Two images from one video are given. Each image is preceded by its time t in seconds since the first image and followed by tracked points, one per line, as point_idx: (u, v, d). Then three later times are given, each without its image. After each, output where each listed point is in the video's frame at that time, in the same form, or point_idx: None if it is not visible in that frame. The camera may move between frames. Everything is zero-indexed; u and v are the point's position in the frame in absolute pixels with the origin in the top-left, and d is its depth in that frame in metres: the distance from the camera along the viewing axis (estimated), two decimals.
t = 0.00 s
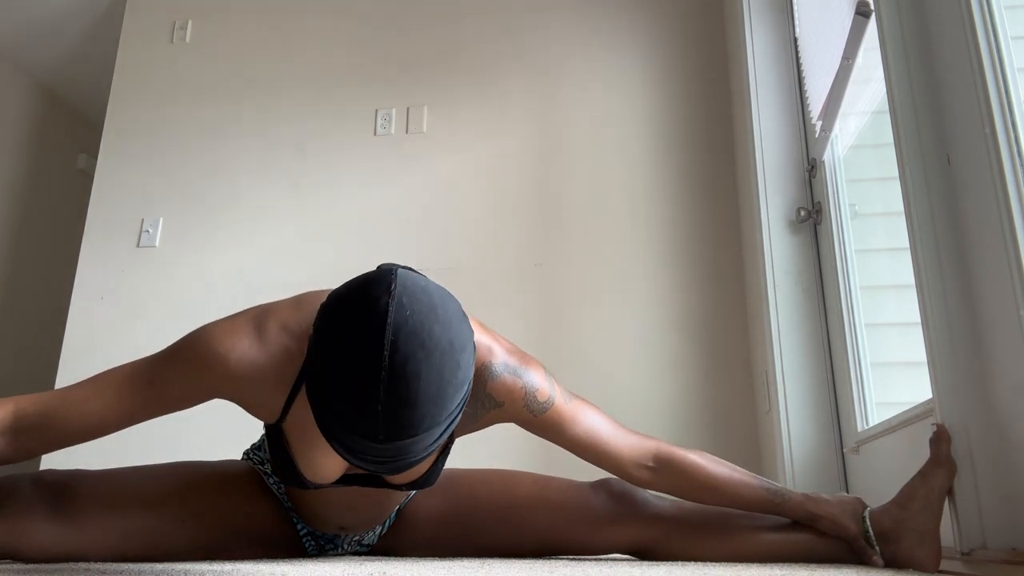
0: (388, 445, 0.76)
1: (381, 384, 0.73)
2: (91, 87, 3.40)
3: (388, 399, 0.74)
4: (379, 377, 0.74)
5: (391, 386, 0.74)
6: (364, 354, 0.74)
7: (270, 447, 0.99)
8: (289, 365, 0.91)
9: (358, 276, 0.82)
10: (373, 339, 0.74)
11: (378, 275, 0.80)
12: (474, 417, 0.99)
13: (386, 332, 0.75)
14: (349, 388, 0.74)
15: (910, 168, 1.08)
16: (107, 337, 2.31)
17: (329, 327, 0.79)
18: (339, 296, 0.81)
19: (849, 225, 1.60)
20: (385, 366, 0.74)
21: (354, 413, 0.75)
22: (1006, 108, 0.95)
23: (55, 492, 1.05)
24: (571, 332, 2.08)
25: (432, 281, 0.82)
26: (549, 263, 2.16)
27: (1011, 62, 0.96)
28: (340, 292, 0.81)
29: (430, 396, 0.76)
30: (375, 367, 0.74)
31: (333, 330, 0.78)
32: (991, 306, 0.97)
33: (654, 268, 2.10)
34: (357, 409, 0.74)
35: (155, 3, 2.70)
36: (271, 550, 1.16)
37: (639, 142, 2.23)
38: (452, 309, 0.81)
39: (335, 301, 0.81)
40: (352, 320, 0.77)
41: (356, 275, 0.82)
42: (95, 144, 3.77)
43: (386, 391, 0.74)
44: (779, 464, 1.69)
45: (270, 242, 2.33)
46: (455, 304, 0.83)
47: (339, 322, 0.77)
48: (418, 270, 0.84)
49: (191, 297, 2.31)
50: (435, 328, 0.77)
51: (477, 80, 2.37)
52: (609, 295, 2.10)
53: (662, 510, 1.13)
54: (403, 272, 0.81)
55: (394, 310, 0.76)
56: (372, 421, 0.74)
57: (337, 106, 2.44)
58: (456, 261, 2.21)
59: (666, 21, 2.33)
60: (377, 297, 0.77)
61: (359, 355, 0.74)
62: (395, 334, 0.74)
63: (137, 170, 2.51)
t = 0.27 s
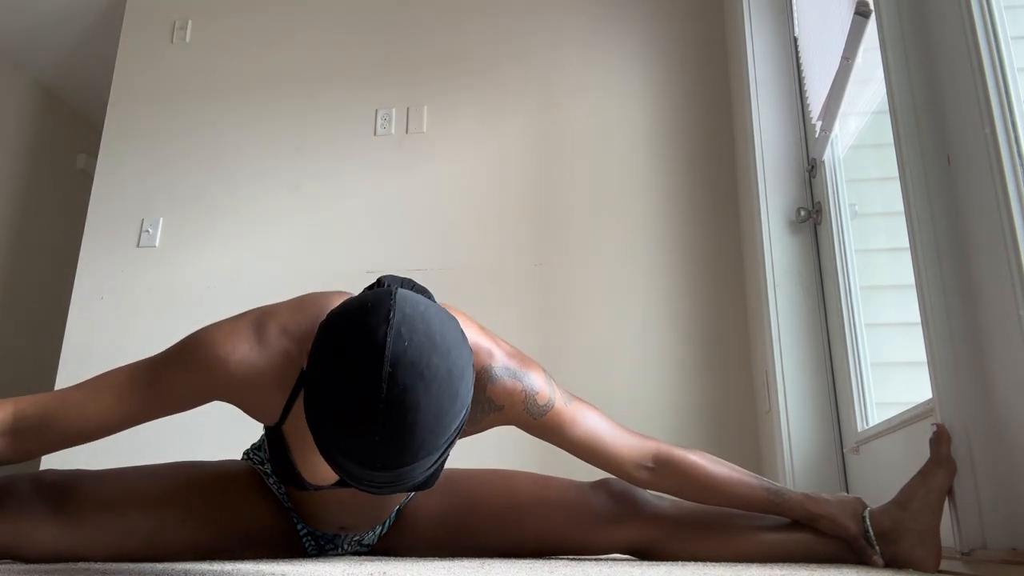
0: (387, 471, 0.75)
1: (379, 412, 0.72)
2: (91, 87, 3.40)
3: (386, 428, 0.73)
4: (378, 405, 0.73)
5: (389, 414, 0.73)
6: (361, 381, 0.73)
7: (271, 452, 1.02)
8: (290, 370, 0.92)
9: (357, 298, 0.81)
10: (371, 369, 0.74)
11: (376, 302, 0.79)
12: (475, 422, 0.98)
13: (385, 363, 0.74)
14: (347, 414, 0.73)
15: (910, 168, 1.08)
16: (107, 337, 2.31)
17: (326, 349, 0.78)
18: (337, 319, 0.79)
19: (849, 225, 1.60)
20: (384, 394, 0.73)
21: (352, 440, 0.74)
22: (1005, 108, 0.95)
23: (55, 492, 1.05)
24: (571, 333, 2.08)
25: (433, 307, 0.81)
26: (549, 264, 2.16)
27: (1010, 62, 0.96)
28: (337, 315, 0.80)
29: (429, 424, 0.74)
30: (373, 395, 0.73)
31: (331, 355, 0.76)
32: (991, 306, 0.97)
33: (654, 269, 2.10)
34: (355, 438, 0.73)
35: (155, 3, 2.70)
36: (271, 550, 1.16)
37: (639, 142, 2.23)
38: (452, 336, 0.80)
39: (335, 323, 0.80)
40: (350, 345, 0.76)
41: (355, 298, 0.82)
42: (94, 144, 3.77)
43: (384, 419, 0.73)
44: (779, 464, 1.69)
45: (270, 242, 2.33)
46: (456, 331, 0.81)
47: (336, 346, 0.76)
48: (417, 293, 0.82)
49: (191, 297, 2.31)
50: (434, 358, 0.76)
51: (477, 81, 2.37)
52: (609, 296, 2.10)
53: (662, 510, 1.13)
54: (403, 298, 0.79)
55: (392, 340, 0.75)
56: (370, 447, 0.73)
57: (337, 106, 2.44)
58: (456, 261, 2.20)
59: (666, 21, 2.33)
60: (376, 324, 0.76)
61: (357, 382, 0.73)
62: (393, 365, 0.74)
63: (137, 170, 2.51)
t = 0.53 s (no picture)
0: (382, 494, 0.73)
1: (374, 439, 0.70)
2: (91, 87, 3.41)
3: (381, 454, 0.71)
4: (373, 431, 0.70)
5: (385, 441, 0.71)
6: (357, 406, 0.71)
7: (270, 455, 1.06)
8: (291, 375, 0.93)
9: (354, 317, 0.79)
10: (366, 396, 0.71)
11: (373, 325, 0.76)
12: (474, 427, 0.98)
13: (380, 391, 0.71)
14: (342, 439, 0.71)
15: (910, 168, 1.09)
16: (107, 336, 2.31)
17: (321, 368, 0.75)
18: (332, 338, 0.77)
19: (849, 225, 1.60)
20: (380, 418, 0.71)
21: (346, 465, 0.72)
22: (1006, 108, 0.95)
23: (55, 492, 1.05)
24: (572, 332, 2.08)
25: (431, 328, 0.78)
26: (549, 264, 2.16)
27: (1010, 62, 0.96)
28: (334, 334, 0.78)
29: (425, 450, 0.72)
30: (368, 421, 0.71)
31: (327, 376, 0.74)
32: (991, 307, 0.97)
33: (654, 269, 2.10)
34: (349, 464, 0.71)
35: (155, 3, 2.70)
36: (271, 550, 1.15)
37: (639, 142, 2.23)
38: (451, 359, 0.78)
39: (331, 341, 0.77)
40: (346, 367, 0.73)
41: (353, 317, 0.79)
42: (95, 144, 3.77)
43: (380, 445, 0.71)
44: (779, 464, 1.69)
45: (270, 242, 2.33)
46: (455, 354, 0.79)
47: (331, 367, 0.74)
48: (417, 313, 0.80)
49: (191, 297, 2.31)
50: (432, 385, 0.74)
51: (477, 81, 2.37)
52: (609, 296, 2.10)
53: (663, 510, 1.13)
54: (401, 319, 0.77)
55: (389, 366, 0.72)
56: (365, 472, 0.71)
57: (337, 106, 2.44)
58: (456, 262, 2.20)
59: (666, 21, 2.33)
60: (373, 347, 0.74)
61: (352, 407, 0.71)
62: (389, 393, 0.71)
63: (137, 170, 2.51)
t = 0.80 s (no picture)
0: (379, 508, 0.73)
1: (371, 456, 0.70)
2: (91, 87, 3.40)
3: (378, 471, 0.71)
4: (370, 449, 0.70)
5: (382, 458, 0.71)
6: (355, 423, 0.71)
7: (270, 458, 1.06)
8: (291, 379, 0.93)
9: (351, 330, 0.79)
10: (364, 414, 0.71)
11: (371, 340, 0.75)
12: (475, 431, 0.98)
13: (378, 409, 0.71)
14: (339, 455, 0.71)
15: (910, 168, 1.08)
16: (107, 336, 2.31)
17: (319, 381, 0.75)
18: (330, 351, 0.76)
19: (849, 225, 1.60)
20: (378, 435, 0.70)
21: (343, 480, 0.72)
22: (1006, 108, 0.95)
23: (54, 491, 1.05)
24: (571, 333, 2.08)
25: (430, 344, 0.78)
26: (549, 264, 2.16)
27: (1011, 62, 0.96)
28: (332, 347, 0.77)
29: (423, 467, 0.72)
30: (366, 438, 0.70)
31: (325, 391, 0.74)
32: (992, 308, 0.97)
33: (654, 268, 2.10)
34: (346, 480, 0.71)
35: (156, 3, 2.70)
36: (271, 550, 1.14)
37: (639, 143, 2.23)
38: (449, 374, 0.77)
39: (329, 354, 0.77)
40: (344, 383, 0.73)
41: (351, 329, 0.79)
42: (94, 144, 3.77)
43: (377, 462, 0.71)
44: (779, 464, 1.69)
45: (270, 241, 2.33)
46: (454, 368, 0.79)
47: (328, 381, 0.73)
48: (415, 325, 0.80)
49: (191, 297, 2.31)
50: (430, 402, 0.73)
51: (477, 81, 2.37)
52: (609, 296, 2.10)
53: (662, 510, 1.13)
54: (399, 334, 0.76)
55: (387, 383, 0.72)
56: (361, 488, 0.71)
57: (337, 106, 2.44)
58: (456, 262, 2.20)
59: (666, 21, 2.33)
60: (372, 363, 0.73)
61: (350, 424, 0.71)
62: (387, 410, 0.71)
63: (136, 170, 2.51)
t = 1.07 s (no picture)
0: (374, 517, 0.74)
1: (368, 465, 0.70)
2: (91, 87, 3.40)
3: (375, 481, 0.71)
4: (368, 458, 0.70)
5: (379, 467, 0.71)
6: (352, 433, 0.71)
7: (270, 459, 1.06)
8: (291, 381, 0.93)
9: (349, 337, 0.78)
10: (361, 423, 0.71)
11: (370, 349, 0.75)
12: (475, 434, 0.98)
13: (376, 419, 0.71)
14: (335, 464, 0.71)
15: (910, 168, 1.08)
16: (107, 336, 2.32)
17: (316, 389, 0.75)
18: (328, 358, 0.76)
19: (849, 225, 1.60)
20: (376, 445, 0.71)
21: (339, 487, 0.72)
22: (1005, 108, 0.95)
23: (54, 491, 1.05)
24: (571, 333, 2.08)
25: (428, 354, 0.78)
26: (549, 264, 2.16)
27: (1011, 62, 0.96)
28: (330, 354, 0.77)
29: (419, 477, 0.73)
30: (364, 447, 0.70)
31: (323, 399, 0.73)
32: (991, 308, 0.97)
33: (654, 268, 2.10)
34: (342, 488, 0.71)
35: (155, 3, 2.70)
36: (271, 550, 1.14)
37: (639, 143, 2.23)
38: (447, 383, 0.77)
39: (326, 361, 0.77)
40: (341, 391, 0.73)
41: (349, 335, 0.79)
42: (94, 144, 3.77)
43: (374, 471, 0.71)
44: (779, 464, 1.69)
45: (270, 242, 2.33)
46: (452, 376, 0.79)
47: (326, 389, 0.73)
48: (414, 333, 0.79)
49: (191, 297, 2.31)
50: (428, 412, 0.74)
51: (477, 80, 2.37)
52: (609, 296, 2.10)
53: (663, 510, 1.13)
54: (398, 343, 0.76)
55: (385, 393, 0.72)
56: (358, 497, 0.72)
57: (337, 106, 2.44)
58: (456, 262, 2.20)
59: (667, 21, 2.33)
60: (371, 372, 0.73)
61: (347, 433, 0.71)
62: (385, 421, 0.71)
63: (136, 170, 2.51)
